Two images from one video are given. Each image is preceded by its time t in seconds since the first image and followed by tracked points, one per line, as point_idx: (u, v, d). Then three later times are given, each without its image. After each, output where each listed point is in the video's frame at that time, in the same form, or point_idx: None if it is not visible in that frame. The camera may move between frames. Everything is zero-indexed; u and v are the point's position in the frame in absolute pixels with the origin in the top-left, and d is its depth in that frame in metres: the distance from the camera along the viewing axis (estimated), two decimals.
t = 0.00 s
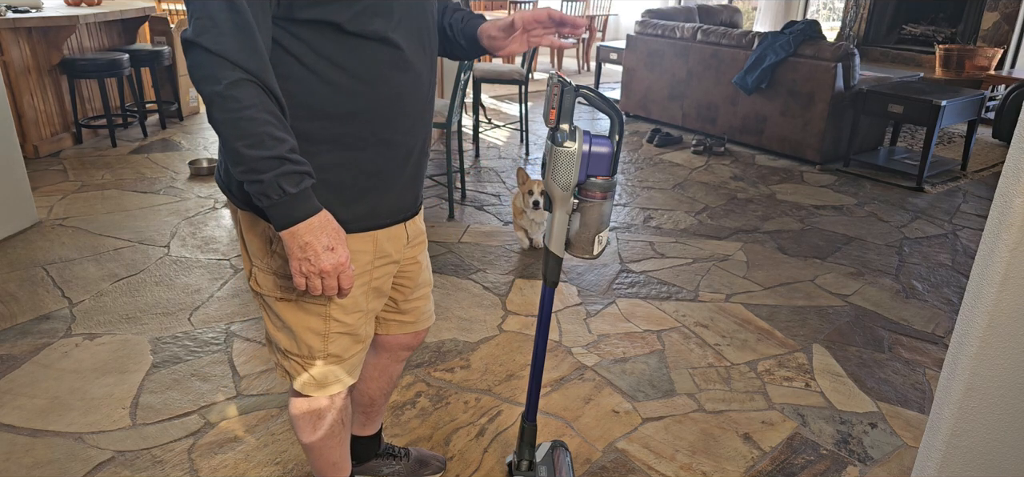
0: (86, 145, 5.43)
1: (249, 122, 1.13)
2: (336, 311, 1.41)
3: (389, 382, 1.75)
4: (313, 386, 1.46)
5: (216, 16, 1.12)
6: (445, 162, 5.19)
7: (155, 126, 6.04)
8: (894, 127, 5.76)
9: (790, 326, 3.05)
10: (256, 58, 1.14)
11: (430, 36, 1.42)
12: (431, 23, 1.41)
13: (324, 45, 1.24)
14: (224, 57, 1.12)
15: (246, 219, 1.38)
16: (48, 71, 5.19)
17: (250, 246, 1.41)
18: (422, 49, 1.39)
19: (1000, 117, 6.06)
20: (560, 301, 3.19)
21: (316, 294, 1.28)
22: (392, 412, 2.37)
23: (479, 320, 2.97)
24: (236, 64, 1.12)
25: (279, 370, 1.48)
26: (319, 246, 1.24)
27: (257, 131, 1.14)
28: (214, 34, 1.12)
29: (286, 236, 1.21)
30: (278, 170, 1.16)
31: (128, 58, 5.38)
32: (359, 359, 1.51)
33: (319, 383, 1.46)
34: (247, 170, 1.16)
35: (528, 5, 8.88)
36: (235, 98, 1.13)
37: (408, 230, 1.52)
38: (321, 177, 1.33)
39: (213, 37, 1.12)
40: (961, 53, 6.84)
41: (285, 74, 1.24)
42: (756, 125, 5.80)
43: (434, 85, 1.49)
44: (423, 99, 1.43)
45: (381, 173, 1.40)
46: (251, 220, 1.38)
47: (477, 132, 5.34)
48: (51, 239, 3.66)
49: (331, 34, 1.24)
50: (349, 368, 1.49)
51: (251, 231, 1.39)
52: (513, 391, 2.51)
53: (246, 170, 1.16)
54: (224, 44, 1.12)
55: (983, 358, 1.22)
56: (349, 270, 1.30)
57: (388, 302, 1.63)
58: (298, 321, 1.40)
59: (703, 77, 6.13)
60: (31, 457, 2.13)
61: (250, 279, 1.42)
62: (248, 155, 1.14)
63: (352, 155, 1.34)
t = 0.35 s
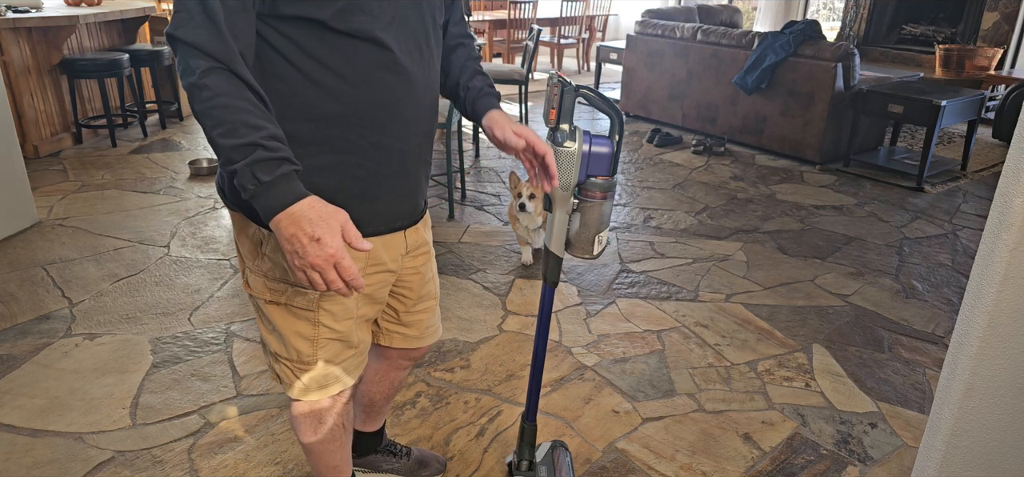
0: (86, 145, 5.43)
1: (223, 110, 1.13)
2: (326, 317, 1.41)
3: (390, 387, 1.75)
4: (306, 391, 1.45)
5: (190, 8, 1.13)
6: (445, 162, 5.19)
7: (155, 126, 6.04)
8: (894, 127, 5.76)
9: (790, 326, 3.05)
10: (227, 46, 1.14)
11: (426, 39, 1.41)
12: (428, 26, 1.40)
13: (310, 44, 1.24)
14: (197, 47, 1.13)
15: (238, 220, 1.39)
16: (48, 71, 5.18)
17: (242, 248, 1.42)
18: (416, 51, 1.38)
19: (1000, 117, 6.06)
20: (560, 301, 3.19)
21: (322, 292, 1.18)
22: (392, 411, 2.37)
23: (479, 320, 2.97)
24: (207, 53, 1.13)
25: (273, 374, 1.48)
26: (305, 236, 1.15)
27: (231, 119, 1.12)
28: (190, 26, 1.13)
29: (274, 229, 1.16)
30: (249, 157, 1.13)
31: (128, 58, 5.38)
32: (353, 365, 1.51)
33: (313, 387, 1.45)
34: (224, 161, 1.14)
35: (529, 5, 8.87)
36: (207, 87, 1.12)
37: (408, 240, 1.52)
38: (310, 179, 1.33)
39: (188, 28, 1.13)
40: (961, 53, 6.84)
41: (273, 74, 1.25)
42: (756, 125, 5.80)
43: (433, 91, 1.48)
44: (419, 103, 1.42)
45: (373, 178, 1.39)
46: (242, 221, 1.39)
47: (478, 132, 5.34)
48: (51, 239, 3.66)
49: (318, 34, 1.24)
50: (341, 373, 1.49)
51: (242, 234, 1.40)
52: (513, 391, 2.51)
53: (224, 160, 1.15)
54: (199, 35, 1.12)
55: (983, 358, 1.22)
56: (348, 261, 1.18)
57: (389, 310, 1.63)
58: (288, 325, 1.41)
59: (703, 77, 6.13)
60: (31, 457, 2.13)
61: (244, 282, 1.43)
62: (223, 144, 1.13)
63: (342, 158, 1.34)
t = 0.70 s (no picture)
0: (86, 145, 5.43)
1: (206, 112, 1.14)
2: (330, 317, 1.42)
3: (388, 387, 1.75)
4: (308, 390, 1.46)
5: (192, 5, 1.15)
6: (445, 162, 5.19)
7: (155, 126, 6.04)
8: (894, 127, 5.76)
9: (790, 326, 3.05)
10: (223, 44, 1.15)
11: (431, 40, 1.40)
12: (433, 27, 1.40)
13: (313, 42, 1.24)
14: (194, 46, 1.14)
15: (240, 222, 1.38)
16: (48, 71, 5.18)
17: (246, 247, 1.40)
18: (421, 52, 1.38)
19: (1000, 117, 6.05)
20: (560, 301, 3.19)
21: (279, 311, 1.20)
22: (393, 411, 2.37)
23: (479, 320, 2.97)
24: (203, 54, 1.15)
25: (275, 372, 1.48)
26: (256, 255, 1.17)
27: (214, 123, 1.14)
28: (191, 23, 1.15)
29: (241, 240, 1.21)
30: (216, 167, 1.15)
31: (128, 58, 5.37)
32: (355, 365, 1.51)
33: (315, 386, 1.46)
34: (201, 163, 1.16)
35: (529, 5, 8.86)
36: (195, 86, 1.15)
37: (411, 240, 1.52)
38: (311, 179, 1.33)
39: (189, 25, 1.15)
40: (961, 53, 6.84)
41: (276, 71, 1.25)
42: (756, 125, 5.80)
43: (438, 93, 1.47)
44: (422, 104, 1.41)
45: (375, 178, 1.38)
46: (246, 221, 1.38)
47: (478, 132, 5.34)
48: (51, 239, 3.66)
49: (321, 32, 1.24)
50: (345, 373, 1.49)
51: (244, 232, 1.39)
52: (513, 391, 2.51)
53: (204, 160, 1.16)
54: (195, 32, 1.14)
55: (983, 358, 1.22)
56: (290, 284, 1.17)
57: (391, 310, 1.63)
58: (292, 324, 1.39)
59: (703, 77, 6.13)
60: (31, 457, 2.13)
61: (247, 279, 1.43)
62: (200, 147, 1.15)
63: (343, 158, 1.33)
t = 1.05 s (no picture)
0: (85, 145, 5.43)
1: (226, 118, 1.15)
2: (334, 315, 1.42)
3: (389, 386, 1.74)
4: (310, 388, 1.46)
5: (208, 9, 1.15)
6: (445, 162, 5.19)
7: (155, 126, 6.04)
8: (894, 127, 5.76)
9: (790, 326, 3.05)
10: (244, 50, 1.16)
11: (440, 43, 1.40)
12: (441, 30, 1.40)
13: (322, 44, 1.24)
14: (211, 51, 1.15)
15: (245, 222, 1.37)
16: (48, 71, 5.18)
17: (250, 245, 1.41)
18: (429, 55, 1.38)
19: (1000, 117, 6.06)
20: (560, 301, 3.20)
21: (307, 309, 1.23)
22: (393, 412, 2.37)
23: (479, 320, 2.97)
24: (222, 60, 1.15)
25: (278, 370, 1.48)
26: (283, 256, 1.18)
27: (233, 129, 1.15)
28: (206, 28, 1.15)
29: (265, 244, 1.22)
30: (239, 173, 1.16)
31: (128, 58, 5.38)
32: (358, 364, 1.51)
33: (315, 384, 1.46)
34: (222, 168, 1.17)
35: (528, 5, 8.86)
36: (214, 93, 1.15)
37: (415, 239, 1.52)
38: (318, 179, 1.33)
39: (204, 30, 1.15)
40: (961, 53, 6.84)
41: (284, 72, 1.25)
42: (756, 125, 5.81)
43: (444, 94, 1.48)
44: (429, 106, 1.41)
45: (382, 179, 1.38)
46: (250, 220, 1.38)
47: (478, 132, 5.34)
48: (51, 239, 3.66)
49: (330, 34, 1.24)
50: (347, 371, 1.49)
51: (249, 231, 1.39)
52: (513, 391, 2.51)
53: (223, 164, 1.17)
54: (213, 39, 1.15)
55: (984, 358, 1.22)
56: (320, 282, 1.19)
57: (394, 310, 1.63)
58: (296, 323, 1.40)
59: (703, 77, 6.13)
60: (31, 457, 2.13)
61: (252, 277, 1.43)
62: (221, 153, 1.16)
63: (350, 158, 1.33)
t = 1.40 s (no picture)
0: (85, 145, 5.43)
1: (229, 119, 1.14)
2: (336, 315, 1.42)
3: (390, 387, 1.74)
4: (311, 387, 1.46)
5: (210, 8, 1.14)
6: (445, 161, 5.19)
7: (155, 126, 6.04)
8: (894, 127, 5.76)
9: (790, 326, 3.05)
10: (250, 49, 1.15)
11: (442, 43, 1.40)
12: (444, 30, 1.40)
13: (325, 44, 1.24)
14: (213, 50, 1.14)
15: (246, 221, 1.37)
16: (47, 71, 5.18)
17: (253, 244, 1.40)
18: (432, 55, 1.38)
19: (1000, 117, 6.06)
20: (560, 301, 3.20)
21: (311, 308, 1.23)
22: (393, 412, 2.37)
23: (479, 320, 2.97)
24: (225, 60, 1.14)
25: (280, 370, 1.48)
26: (286, 256, 1.19)
27: (237, 128, 1.15)
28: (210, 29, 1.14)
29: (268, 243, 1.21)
30: (243, 173, 1.16)
31: (128, 58, 5.38)
32: (360, 365, 1.50)
33: (317, 384, 1.45)
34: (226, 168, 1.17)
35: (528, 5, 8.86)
36: (218, 93, 1.14)
37: (417, 239, 1.52)
38: (320, 179, 1.33)
39: (207, 30, 1.14)
40: (961, 53, 6.84)
41: (287, 72, 1.25)
42: (756, 125, 5.81)
43: (447, 94, 1.48)
44: (431, 106, 1.41)
45: (384, 178, 1.38)
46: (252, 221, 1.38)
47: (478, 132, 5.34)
48: (51, 239, 3.66)
49: (333, 34, 1.24)
50: (349, 371, 1.49)
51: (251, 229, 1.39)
52: (513, 391, 2.51)
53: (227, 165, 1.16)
54: (217, 38, 1.14)
55: (984, 358, 1.22)
56: (322, 284, 1.20)
57: (395, 310, 1.63)
58: (298, 322, 1.40)
59: (703, 77, 6.13)
60: (31, 457, 2.13)
61: (255, 276, 1.43)
62: (225, 153, 1.16)
63: (353, 158, 1.33)
